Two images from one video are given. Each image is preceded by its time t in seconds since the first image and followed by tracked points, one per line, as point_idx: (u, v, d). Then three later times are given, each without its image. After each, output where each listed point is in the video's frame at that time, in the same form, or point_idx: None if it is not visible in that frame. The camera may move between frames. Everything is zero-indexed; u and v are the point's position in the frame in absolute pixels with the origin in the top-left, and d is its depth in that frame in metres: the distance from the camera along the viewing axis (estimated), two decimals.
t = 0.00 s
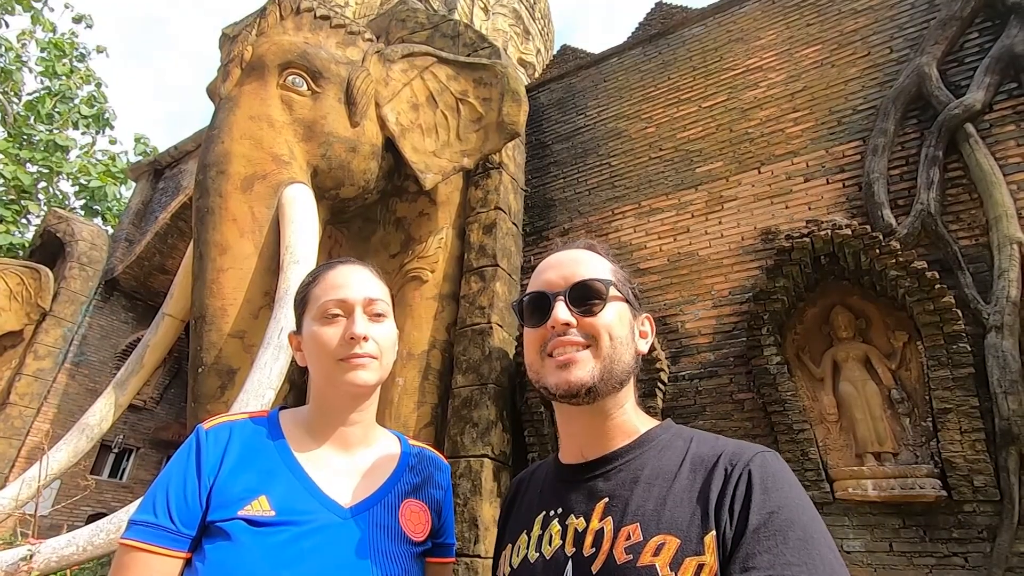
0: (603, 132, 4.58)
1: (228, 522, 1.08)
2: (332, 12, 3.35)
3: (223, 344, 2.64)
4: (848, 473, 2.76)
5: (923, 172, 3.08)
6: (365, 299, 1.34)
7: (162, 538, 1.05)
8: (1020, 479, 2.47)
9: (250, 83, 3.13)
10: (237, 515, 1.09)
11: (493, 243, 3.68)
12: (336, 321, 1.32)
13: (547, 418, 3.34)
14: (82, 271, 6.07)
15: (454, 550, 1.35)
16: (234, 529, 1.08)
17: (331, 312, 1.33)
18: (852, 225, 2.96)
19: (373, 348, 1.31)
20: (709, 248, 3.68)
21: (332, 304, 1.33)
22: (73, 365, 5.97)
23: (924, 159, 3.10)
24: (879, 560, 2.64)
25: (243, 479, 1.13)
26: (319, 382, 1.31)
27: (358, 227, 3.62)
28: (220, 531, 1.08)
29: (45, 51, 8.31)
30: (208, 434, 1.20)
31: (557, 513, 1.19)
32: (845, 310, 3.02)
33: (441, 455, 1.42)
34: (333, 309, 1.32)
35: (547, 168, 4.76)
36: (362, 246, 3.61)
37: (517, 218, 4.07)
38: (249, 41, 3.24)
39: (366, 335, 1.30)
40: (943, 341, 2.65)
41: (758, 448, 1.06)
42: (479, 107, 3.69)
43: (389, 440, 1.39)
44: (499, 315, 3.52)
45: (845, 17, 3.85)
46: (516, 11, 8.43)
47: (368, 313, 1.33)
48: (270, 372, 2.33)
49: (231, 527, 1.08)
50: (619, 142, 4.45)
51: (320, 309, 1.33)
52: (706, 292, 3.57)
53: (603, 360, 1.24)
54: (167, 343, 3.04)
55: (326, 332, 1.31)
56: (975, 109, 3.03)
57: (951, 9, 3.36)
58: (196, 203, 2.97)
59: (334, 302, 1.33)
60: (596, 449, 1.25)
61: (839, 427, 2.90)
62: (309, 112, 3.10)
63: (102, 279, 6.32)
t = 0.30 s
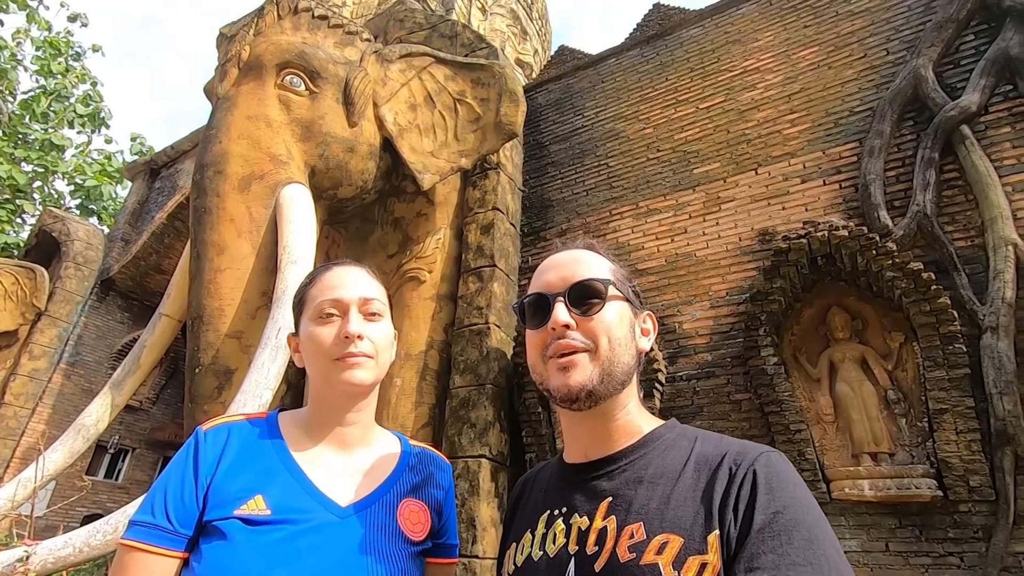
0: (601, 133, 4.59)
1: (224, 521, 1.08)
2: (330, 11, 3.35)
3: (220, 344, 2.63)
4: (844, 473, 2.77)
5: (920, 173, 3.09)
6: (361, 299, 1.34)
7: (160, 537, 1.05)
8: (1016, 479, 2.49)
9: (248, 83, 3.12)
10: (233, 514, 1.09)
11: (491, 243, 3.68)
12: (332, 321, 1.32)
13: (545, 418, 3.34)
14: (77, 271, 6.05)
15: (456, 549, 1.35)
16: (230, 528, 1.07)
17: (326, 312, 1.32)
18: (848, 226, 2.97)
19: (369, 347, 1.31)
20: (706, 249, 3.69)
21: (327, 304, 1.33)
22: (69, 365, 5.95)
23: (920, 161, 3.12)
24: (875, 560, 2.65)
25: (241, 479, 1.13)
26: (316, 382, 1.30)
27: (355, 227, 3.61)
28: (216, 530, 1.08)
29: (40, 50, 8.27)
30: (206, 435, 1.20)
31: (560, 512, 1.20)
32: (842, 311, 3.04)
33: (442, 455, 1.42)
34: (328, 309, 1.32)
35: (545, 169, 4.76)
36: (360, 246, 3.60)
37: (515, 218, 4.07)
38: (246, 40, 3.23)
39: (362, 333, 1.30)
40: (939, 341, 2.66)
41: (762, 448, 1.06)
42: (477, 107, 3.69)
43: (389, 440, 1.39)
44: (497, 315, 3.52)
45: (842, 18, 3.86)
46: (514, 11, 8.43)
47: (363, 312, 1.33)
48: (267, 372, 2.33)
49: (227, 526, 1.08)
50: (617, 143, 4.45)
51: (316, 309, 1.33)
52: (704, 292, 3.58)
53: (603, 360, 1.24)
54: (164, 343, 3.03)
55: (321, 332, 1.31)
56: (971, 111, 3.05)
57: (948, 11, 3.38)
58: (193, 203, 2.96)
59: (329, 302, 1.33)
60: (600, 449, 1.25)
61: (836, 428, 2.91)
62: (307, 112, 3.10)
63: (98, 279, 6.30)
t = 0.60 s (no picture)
0: (597, 133, 4.59)
1: (216, 522, 1.08)
2: (326, 10, 3.34)
3: (215, 344, 2.62)
4: (840, 472, 2.77)
5: (914, 173, 3.10)
6: (355, 295, 1.33)
7: (152, 539, 1.05)
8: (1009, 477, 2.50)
9: (244, 81, 3.11)
10: (225, 515, 1.08)
11: (487, 242, 3.68)
12: (325, 317, 1.32)
13: (541, 418, 3.35)
14: (71, 270, 6.01)
15: (457, 549, 1.34)
16: (221, 529, 1.07)
17: (320, 308, 1.33)
18: (843, 226, 2.98)
19: (363, 343, 1.30)
20: (702, 248, 3.69)
21: (322, 301, 1.33)
22: (63, 365, 5.93)
23: (915, 161, 3.13)
24: (870, 559, 2.66)
25: (234, 481, 1.13)
26: (310, 379, 1.30)
27: (351, 227, 3.60)
28: (208, 531, 1.07)
29: (33, 48, 8.23)
30: (200, 436, 1.19)
31: (560, 513, 1.20)
32: (837, 310, 3.05)
33: (442, 455, 1.41)
34: (322, 305, 1.32)
35: (541, 169, 4.76)
36: (356, 246, 3.59)
37: (511, 218, 4.07)
38: (242, 39, 3.22)
39: (355, 329, 1.29)
40: (934, 340, 2.67)
41: (762, 450, 1.06)
42: (474, 107, 3.69)
43: (386, 440, 1.38)
44: (493, 315, 3.53)
45: (837, 19, 3.88)
46: (510, 11, 8.44)
47: (357, 308, 1.32)
48: (262, 372, 2.32)
49: (218, 527, 1.07)
50: (613, 143, 4.46)
51: (310, 305, 1.34)
52: (700, 292, 3.58)
53: (599, 360, 1.24)
54: (159, 343, 3.01)
55: (315, 328, 1.31)
56: (965, 112, 3.06)
57: (942, 12, 3.40)
58: (188, 202, 2.94)
59: (322, 298, 1.33)
60: (603, 450, 1.25)
61: (831, 427, 2.92)
62: (303, 111, 3.09)
63: (92, 278, 6.27)
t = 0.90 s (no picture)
0: (594, 133, 4.58)
1: (208, 530, 1.06)
2: (322, 8, 3.32)
3: (209, 344, 2.61)
4: (835, 474, 2.77)
5: (910, 176, 3.10)
6: (356, 297, 1.32)
7: (143, 548, 1.04)
8: (1003, 480, 2.51)
9: (238, 80, 3.09)
10: (218, 523, 1.07)
11: (483, 243, 3.67)
12: (326, 318, 1.30)
13: (537, 419, 3.42)
14: (65, 268, 5.97)
15: (452, 557, 1.34)
16: (214, 538, 1.06)
17: (321, 309, 1.31)
18: (840, 229, 2.98)
19: (363, 347, 1.29)
20: (699, 249, 3.69)
21: (322, 302, 1.32)
22: (55, 364, 5.91)
23: (911, 163, 3.13)
24: (864, 561, 2.66)
25: (227, 487, 1.11)
26: (308, 382, 1.29)
27: (347, 226, 3.58)
28: (200, 540, 1.06)
29: (27, 44, 8.18)
30: (193, 441, 1.18)
31: (558, 509, 1.20)
32: (833, 312, 3.05)
33: (439, 459, 1.40)
34: (323, 307, 1.31)
35: (538, 169, 4.75)
36: (351, 245, 3.57)
37: (507, 218, 4.06)
38: (237, 37, 3.20)
39: (356, 332, 1.28)
40: (929, 343, 2.67)
41: (764, 453, 1.06)
42: (470, 107, 3.68)
43: (383, 444, 1.37)
44: (489, 315, 3.52)
45: (834, 21, 3.87)
46: (508, 11, 8.43)
47: (358, 310, 1.31)
48: (256, 373, 2.31)
49: (211, 536, 1.06)
50: (610, 143, 4.45)
51: (311, 306, 1.32)
52: (696, 293, 3.58)
53: (601, 364, 1.23)
54: (152, 343, 2.99)
55: (315, 330, 1.30)
56: (961, 115, 3.06)
57: (939, 14, 3.40)
58: (182, 201, 2.92)
59: (324, 299, 1.31)
60: (603, 449, 1.23)
61: (827, 429, 2.92)
62: (299, 109, 3.07)
63: (86, 277, 6.23)
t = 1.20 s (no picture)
0: (593, 131, 4.59)
1: (210, 520, 1.07)
2: (321, 5, 3.32)
3: (206, 340, 2.60)
4: (831, 472, 2.78)
5: (908, 176, 3.11)
6: (361, 292, 1.33)
7: (145, 537, 1.04)
8: (998, 478, 2.52)
9: (237, 76, 3.09)
10: (219, 513, 1.07)
11: (481, 240, 3.68)
12: (332, 312, 1.30)
13: (535, 417, 3.43)
14: (61, 265, 5.95)
15: (450, 549, 1.34)
16: (216, 528, 1.06)
17: (327, 303, 1.31)
18: (837, 227, 2.98)
19: (370, 341, 1.30)
20: (697, 248, 3.70)
21: (328, 295, 1.31)
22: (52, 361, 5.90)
23: (908, 162, 3.14)
24: (860, 559, 2.67)
25: (228, 477, 1.11)
26: (312, 375, 1.29)
27: (345, 223, 3.58)
28: (202, 529, 1.06)
29: (24, 40, 8.15)
30: (193, 431, 1.18)
31: (557, 505, 1.21)
32: (830, 311, 3.06)
33: (437, 452, 1.40)
34: (329, 300, 1.31)
35: (536, 167, 4.75)
36: (349, 242, 3.57)
37: (506, 216, 4.07)
38: (235, 33, 3.20)
39: (364, 327, 1.29)
40: (925, 342, 2.68)
41: (760, 447, 1.06)
42: (469, 104, 3.69)
43: (383, 438, 1.37)
44: (487, 313, 3.52)
45: (833, 20, 3.88)
46: (507, 9, 8.43)
47: (365, 305, 1.32)
48: (254, 369, 2.30)
49: (213, 525, 1.06)
50: (608, 142, 4.46)
51: (316, 299, 1.32)
52: (694, 292, 3.59)
53: (631, 375, 1.23)
54: (148, 339, 2.98)
55: (321, 323, 1.29)
56: (959, 114, 3.07)
57: (937, 14, 3.41)
58: (179, 197, 2.92)
59: (330, 293, 1.31)
60: (601, 445, 1.24)
61: (823, 427, 2.93)
62: (297, 106, 3.07)
63: (83, 273, 6.22)
